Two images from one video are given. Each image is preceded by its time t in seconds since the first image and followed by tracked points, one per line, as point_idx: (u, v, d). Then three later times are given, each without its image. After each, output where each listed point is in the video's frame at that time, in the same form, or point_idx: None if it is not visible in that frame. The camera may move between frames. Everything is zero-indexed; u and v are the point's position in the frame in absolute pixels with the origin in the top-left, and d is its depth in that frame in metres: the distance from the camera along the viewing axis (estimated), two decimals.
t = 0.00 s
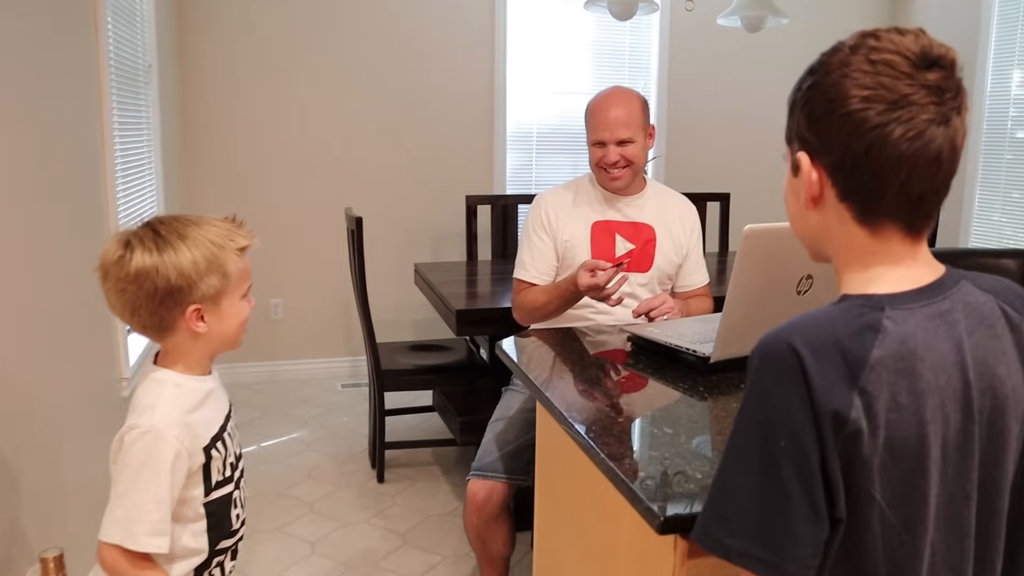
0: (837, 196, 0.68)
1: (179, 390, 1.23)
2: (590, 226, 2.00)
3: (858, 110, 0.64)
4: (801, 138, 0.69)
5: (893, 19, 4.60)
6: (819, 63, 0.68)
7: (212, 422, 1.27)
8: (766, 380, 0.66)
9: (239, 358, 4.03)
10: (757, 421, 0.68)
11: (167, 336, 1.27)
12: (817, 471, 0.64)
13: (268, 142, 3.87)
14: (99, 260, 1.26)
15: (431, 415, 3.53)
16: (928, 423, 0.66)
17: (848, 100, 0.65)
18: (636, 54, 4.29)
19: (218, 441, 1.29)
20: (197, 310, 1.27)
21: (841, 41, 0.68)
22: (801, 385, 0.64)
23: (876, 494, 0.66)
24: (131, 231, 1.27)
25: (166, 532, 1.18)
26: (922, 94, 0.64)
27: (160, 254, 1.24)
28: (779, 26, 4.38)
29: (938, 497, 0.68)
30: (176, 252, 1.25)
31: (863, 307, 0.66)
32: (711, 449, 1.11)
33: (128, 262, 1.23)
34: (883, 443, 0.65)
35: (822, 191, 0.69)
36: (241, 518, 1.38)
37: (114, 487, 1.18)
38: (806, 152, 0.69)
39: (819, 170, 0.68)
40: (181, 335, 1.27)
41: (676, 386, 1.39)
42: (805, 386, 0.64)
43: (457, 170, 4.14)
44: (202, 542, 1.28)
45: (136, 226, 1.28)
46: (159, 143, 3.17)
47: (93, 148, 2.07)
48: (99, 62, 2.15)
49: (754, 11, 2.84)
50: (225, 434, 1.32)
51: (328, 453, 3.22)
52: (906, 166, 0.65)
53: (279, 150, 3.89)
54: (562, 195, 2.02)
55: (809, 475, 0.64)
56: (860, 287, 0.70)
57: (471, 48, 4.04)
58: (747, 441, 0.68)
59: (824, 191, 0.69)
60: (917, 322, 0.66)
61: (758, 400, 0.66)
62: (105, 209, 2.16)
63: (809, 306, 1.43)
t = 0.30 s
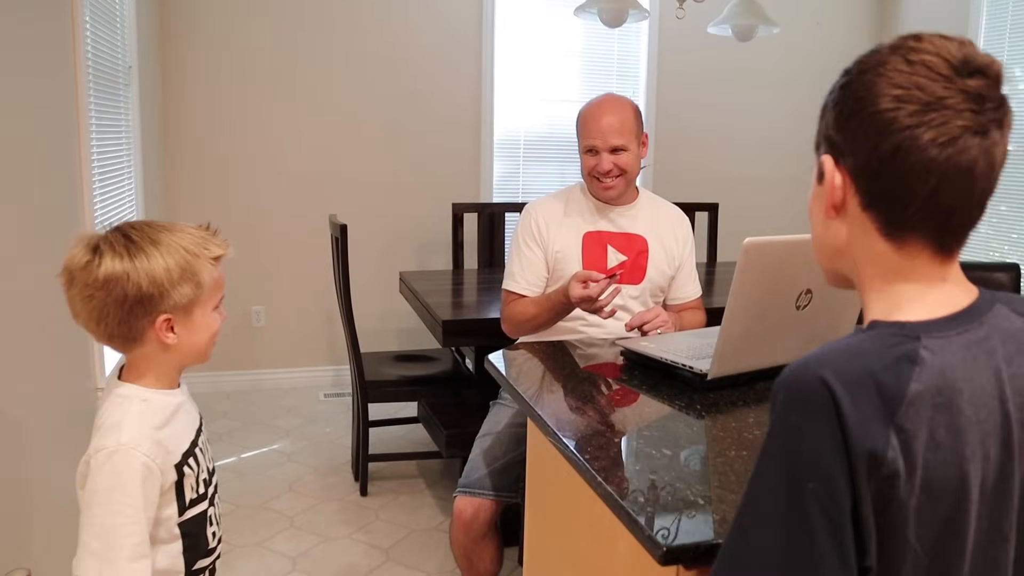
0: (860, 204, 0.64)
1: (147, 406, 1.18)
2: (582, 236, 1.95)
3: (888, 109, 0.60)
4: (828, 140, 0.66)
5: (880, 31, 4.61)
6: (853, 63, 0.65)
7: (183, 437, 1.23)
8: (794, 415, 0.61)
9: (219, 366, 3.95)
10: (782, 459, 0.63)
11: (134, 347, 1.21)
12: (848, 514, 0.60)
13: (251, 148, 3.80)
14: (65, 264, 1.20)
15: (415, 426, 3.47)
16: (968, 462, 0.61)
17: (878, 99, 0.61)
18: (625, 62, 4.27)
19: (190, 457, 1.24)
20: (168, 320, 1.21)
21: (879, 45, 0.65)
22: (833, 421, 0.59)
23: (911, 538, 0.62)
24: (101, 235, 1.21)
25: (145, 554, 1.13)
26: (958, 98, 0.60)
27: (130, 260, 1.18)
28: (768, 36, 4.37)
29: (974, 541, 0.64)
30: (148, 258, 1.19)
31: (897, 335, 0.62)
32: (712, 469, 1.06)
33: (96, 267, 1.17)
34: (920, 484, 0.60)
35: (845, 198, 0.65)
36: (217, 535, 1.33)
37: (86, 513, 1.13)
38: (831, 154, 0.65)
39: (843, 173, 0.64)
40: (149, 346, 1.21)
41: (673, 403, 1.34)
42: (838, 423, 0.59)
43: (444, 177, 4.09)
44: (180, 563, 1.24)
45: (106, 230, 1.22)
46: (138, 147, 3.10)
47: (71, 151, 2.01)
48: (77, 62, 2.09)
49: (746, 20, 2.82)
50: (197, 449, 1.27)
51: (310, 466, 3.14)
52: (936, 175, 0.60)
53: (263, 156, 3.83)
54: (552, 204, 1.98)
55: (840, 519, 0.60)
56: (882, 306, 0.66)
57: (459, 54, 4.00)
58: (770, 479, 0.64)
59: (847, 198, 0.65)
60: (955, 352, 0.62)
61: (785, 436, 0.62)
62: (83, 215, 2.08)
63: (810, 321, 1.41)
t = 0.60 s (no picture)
0: (897, 213, 0.62)
1: (139, 409, 1.15)
2: (582, 248, 1.93)
3: (935, 116, 0.58)
4: (867, 146, 0.63)
5: (877, 45, 4.62)
6: (898, 68, 0.63)
7: (173, 437, 1.20)
8: (819, 439, 0.59)
9: (210, 375, 3.89)
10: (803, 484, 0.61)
11: (118, 353, 1.18)
12: (872, 545, 0.57)
13: (246, 154, 3.77)
14: (43, 273, 1.15)
15: (408, 437, 3.43)
16: (999, 494, 0.60)
17: (925, 105, 0.59)
18: (622, 73, 4.25)
19: (180, 458, 1.21)
20: (152, 325, 1.18)
21: (926, 52, 0.63)
22: (861, 447, 0.57)
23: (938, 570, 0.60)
24: (79, 243, 1.16)
25: (144, 556, 1.10)
26: (1010, 109, 0.58)
27: (112, 267, 1.14)
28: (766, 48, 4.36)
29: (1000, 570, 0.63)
30: (129, 264, 1.15)
31: (929, 359, 0.60)
32: (718, 489, 1.03)
33: (77, 276, 1.13)
34: (951, 516, 0.59)
35: (881, 207, 0.63)
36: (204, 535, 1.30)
37: (80, 519, 1.09)
38: (869, 161, 0.63)
39: (881, 181, 0.62)
40: (134, 353, 1.18)
41: (675, 419, 1.31)
42: (866, 449, 0.57)
43: (439, 186, 4.06)
44: (173, 565, 1.21)
45: (83, 237, 1.18)
46: (132, 153, 3.06)
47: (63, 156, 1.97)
48: (71, 66, 2.05)
49: (746, 32, 2.81)
50: (186, 449, 1.24)
51: (301, 476, 3.10)
52: (983, 187, 0.58)
53: (257, 162, 3.79)
54: (552, 214, 1.96)
55: (864, 550, 0.57)
56: (914, 320, 0.64)
57: (456, 63, 3.97)
58: (790, 504, 0.61)
59: (883, 207, 0.63)
60: (991, 378, 0.60)
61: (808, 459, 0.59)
62: (74, 222, 2.04)
63: (815, 335, 1.40)
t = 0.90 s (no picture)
0: (908, 216, 0.61)
1: (145, 395, 1.13)
2: (578, 254, 1.92)
3: (951, 116, 0.58)
4: (881, 147, 0.63)
5: (869, 53, 4.64)
6: (916, 73, 0.63)
7: (173, 422, 1.18)
8: (830, 460, 0.58)
9: (199, 381, 3.85)
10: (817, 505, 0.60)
11: (110, 349, 1.15)
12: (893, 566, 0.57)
13: (237, 159, 3.74)
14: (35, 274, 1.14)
15: (400, 444, 3.41)
16: (1015, 504, 0.60)
17: (941, 106, 0.58)
18: (616, 79, 4.25)
19: (180, 445, 1.19)
20: (143, 319, 1.15)
21: (945, 58, 0.62)
22: (874, 467, 0.56)
23: None
24: (69, 243, 1.14)
25: (164, 534, 1.09)
26: None
27: (102, 265, 1.12)
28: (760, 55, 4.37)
29: None
30: (119, 261, 1.13)
31: (938, 373, 0.59)
32: (723, 501, 1.01)
33: (69, 274, 1.11)
34: (968, 530, 0.58)
35: (892, 210, 0.62)
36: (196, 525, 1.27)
37: (98, 502, 1.06)
38: (882, 162, 0.62)
39: (894, 181, 0.61)
40: (126, 348, 1.15)
41: (673, 429, 1.29)
42: (879, 469, 0.56)
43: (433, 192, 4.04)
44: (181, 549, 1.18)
45: (73, 239, 1.16)
46: (122, 157, 3.02)
47: (52, 159, 1.94)
48: (61, 68, 2.02)
49: (741, 39, 2.81)
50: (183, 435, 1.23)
51: (292, 484, 3.06)
52: (998, 190, 0.56)
53: (248, 167, 3.76)
54: (548, 221, 1.94)
55: (887, 573, 0.56)
56: (923, 328, 0.63)
57: (450, 69, 3.96)
58: (804, 526, 0.60)
59: (894, 209, 0.61)
60: (1000, 389, 0.59)
61: (822, 483, 0.58)
62: (62, 226, 2.01)
63: (815, 343, 1.39)
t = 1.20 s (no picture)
0: (906, 212, 0.61)
1: (133, 400, 1.11)
2: (561, 259, 1.91)
3: (950, 111, 0.58)
4: (880, 143, 0.63)
5: (844, 56, 4.69)
6: (915, 69, 0.63)
7: (164, 428, 1.16)
8: (836, 460, 0.57)
9: (178, 393, 3.80)
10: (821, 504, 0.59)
11: (104, 354, 1.13)
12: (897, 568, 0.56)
13: (214, 168, 3.70)
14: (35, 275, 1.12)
15: (384, 453, 3.38)
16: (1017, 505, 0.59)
17: (941, 101, 0.59)
18: (594, 84, 4.26)
19: (172, 450, 1.17)
20: (138, 326, 1.13)
21: (946, 54, 0.62)
22: (881, 467, 0.56)
23: None
24: (72, 247, 1.13)
25: (151, 538, 1.06)
26: None
27: (102, 269, 1.11)
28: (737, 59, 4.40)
29: None
30: (118, 266, 1.12)
31: (941, 372, 0.58)
32: (714, 505, 1.00)
33: (67, 276, 1.10)
34: (973, 532, 0.58)
35: (890, 206, 0.62)
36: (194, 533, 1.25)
37: (81, 505, 1.04)
38: (881, 158, 0.63)
39: (892, 178, 0.61)
40: (117, 355, 1.13)
41: (662, 432, 1.29)
42: (886, 469, 0.56)
43: (413, 199, 4.02)
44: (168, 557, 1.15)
45: (75, 243, 1.15)
46: (97, 168, 2.98)
47: (24, 170, 1.90)
48: (32, 77, 1.98)
49: (719, 42, 2.82)
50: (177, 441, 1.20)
51: (275, 496, 3.03)
52: (997, 185, 0.57)
53: (226, 176, 3.72)
54: (531, 226, 1.94)
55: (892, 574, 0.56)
56: (920, 325, 0.63)
57: (427, 76, 3.95)
58: (808, 526, 0.60)
59: (892, 205, 0.62)
60: (1003, 389, 0.59)
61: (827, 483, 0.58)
62: (35, 238, 1.97)
63: (801, 345, 1.40)
